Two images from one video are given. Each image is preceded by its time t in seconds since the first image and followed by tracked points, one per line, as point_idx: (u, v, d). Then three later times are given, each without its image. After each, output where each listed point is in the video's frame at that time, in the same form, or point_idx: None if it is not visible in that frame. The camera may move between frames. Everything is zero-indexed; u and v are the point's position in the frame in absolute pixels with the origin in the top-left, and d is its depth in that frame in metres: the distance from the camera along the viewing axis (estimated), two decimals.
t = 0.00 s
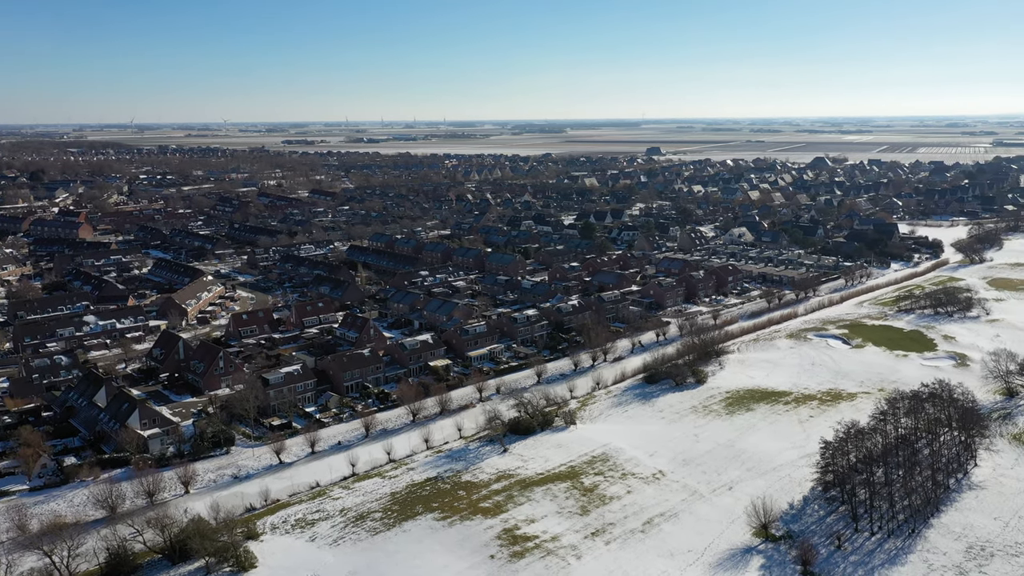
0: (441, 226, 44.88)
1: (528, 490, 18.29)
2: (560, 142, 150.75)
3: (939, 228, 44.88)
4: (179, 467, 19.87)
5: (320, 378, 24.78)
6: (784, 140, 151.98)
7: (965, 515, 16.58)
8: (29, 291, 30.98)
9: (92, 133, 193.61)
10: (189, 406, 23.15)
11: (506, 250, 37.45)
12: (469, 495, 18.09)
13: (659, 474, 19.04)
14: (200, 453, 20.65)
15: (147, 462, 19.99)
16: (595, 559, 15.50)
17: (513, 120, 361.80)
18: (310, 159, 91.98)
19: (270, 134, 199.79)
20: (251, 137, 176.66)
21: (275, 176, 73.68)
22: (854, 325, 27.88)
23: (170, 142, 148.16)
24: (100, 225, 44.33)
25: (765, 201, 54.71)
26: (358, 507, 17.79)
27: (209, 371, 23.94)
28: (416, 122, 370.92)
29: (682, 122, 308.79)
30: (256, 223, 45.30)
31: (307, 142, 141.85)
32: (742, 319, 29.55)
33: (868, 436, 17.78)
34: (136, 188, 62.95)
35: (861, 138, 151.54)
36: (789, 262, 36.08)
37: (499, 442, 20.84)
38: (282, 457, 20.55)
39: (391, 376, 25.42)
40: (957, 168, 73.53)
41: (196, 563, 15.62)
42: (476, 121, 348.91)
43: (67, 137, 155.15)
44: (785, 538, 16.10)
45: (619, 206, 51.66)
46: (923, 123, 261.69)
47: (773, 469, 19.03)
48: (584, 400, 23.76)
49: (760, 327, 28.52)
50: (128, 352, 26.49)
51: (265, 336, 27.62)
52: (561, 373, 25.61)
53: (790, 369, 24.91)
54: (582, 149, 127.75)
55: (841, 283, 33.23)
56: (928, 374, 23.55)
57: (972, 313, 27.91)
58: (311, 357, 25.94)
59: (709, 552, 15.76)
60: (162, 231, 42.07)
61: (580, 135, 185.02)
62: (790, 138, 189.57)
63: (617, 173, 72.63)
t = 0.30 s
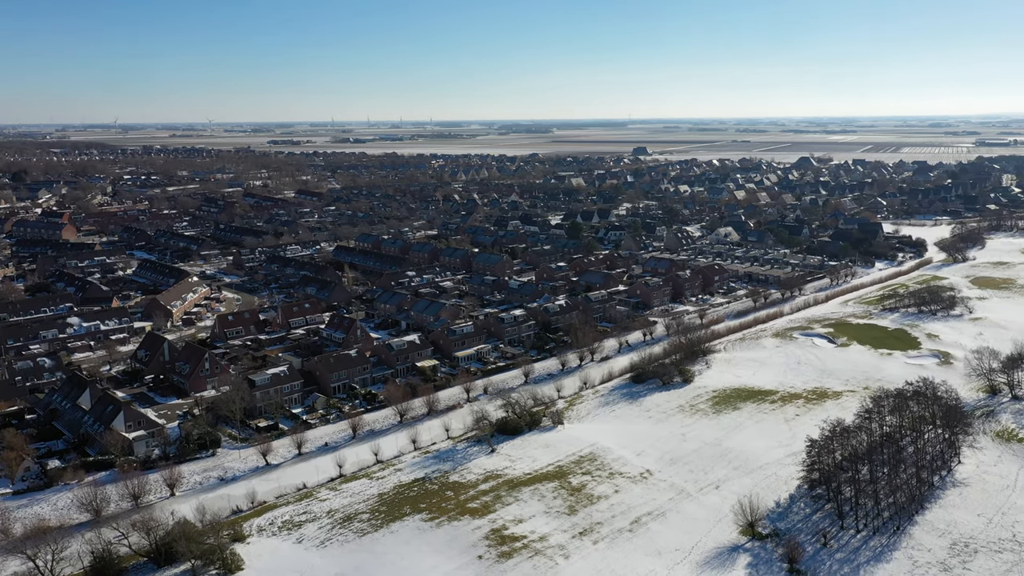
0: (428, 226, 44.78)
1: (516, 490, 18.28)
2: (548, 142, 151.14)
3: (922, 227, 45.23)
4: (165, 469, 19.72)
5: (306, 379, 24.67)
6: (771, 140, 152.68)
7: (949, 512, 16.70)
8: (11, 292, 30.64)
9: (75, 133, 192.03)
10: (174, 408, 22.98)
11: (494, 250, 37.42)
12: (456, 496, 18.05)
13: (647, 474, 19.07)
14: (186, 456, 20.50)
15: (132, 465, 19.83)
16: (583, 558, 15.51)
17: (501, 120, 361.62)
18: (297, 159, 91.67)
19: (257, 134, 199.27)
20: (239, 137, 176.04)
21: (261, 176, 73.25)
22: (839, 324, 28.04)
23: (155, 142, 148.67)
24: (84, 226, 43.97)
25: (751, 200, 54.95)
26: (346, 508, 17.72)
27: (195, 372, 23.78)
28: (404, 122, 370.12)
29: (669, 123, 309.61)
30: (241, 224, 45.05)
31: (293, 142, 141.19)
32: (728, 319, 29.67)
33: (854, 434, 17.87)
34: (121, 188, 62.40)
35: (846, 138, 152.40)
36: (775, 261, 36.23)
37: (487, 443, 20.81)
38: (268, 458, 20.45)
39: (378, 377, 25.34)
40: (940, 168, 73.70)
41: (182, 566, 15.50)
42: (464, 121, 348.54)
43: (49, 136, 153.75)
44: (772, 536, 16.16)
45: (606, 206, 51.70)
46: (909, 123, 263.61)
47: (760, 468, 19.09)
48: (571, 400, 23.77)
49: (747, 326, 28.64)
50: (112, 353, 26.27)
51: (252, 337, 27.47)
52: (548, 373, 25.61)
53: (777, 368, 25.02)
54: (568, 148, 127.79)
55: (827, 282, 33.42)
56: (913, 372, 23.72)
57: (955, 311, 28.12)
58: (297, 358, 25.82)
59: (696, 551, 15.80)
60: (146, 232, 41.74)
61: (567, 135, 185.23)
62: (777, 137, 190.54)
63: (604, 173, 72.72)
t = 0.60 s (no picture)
0: (415, 227, 44.69)
1: (504, 491, 18.26)
2: (535, 142, 151.36)
3: (906, 226, 45.57)
4: (150, 472, 19.56)
5: (293, 380, 24.56)
6: (758, 140, 153.37)
7: (933, 509, 16.82)
8: None
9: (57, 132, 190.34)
10: (160, 410, 22.81)
11: (481, 250, 37.39)
12: (444, 496, 18.01)
13: (634, 473, 19.09)
14: (171, 458, 20.35)
15: (117, 468, 19.65)
16: (571, 558, 15.51)
17: (489, 120, 361.41)
18: (283, 159, 91.31)
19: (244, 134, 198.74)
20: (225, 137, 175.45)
21: (247, 176, 72.86)
22: (824, 323, 28.20)
23: (139, 142, 147.93)
24: (68, 226, 43.58)
25: (736, 200, 55.20)
26: (333, 509, 17.64)
27: (180, 374, 23.61)
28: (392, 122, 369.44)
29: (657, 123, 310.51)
30: (227, 224, 44.79)
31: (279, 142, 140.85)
32: (714, 318, 29.79)
33: (839, 432, 17.95)
34: (104, 189, 61.85)
35: (831, 138, 153.43)
36: (761, 261, 36.39)
37: (474, 443, 20.77)
38: (255, 460, 20.33)
39: (365, 378, 25.25)
40: (924, 168, 73.99)
41: (168, 569, 15.37)
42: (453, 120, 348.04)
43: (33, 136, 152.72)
44: (758, 535, 16.21)
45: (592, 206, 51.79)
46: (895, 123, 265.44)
47: (746, 466, 19.16)
48: (558, 399, 23.78)
49: (733, 325, 28.75)
50: (96, 355, 26.04)
51: (237, 338, 27.30)
52: (536, 373, 25.61)
53: (763, 367, 25.13)
54: (555, 147, 127.97)
55: (812, 281, 33.62)
56: (897, 371, 23.89)
57: (939, 310, 28.33)
58: (284, 359, 25.69)
59: (683, 550, 15.84)
60: (131, 232, 41.42)
61: (554, 135, 185.52)
62: (763, 137, 191.55)
63: (590, 173, 72.84)
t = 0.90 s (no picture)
0: (401, 227, 44.60)
1: (491, 491, 18.24)
2: (523, 142, 151.74)
3: (890, 226, 45.91)
4: (136, 475, 19.41)
5: (279, 382, 24.44)
6: (745, 140, 154.17)
7: (918, 507, 16.94)
8: None
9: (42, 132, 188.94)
10: (145, 412, 22.64)
11: (468, 251, 37.35)
12: (432, 497, 17.97)
13: (622, 473, 19.11)
14: (157, 460, 20.20)
15: (102, 471, 19.49)
16: (558, 558, 15.51)
17: (478, 119, 361.37)
18: (269, 159, 91.00)
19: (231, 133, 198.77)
20: (211, 137, 175.21)
21: (233, 176, 72.48)
22: (810, 322, 28.35)
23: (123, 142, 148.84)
24: (51, 228, 43.17)
25: (722, 200, 55.44)
26: (320, 511, 17.57)
27: (166, 375, 23.44)
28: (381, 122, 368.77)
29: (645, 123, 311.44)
30: (212, 225, 44.55)
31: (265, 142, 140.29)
32: (701, 317, 29.89)
33: (825, 431, 18.05)
34: (88, 189, 61.35)
35: (816, 138, 154.46)
36: (747, 260, 36.55)
37: (461, 444, 20.73)
38: (241, 462, 20.22)
39: (352, 379, 25.16)
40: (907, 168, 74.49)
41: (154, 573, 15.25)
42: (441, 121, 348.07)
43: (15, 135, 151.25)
44: (745, 533, 16.27)
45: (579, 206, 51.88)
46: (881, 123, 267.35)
47: (733, 465, 19.23)
48: (546, 400, 23.78)
49: (719, 325, 28.85)
50: (80, 358, 25.81)
51: (223, 340, 27.14)
52: (523, 373, 25.62)
53: (749, 366, 25.22)
54: (541, 147, 128.14)
55: (798, 281, 33.79)
56: (882, 369, 24.05)
57: (923, 309, 28.54)
58: (270, 360, 25.57)
59: (671, 549, 15.87)
60: (115, 233, 41.11)
61: (541, 134, 185.86)
62: (750, 137, 192.61)
63: (577, 173, 72.98)
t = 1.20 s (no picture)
0: (388, 228, 44.50)
1: (479, 492, 18.22)
2: (510, 142, 152.31)
3: (875, 225, 46.23)
4: (121, 478, 19.25)
5: (266, 384, 24.30)
6: (731, 139, 155.08)
7: (903, 504, 17.05)
8: None
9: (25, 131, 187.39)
10: (130, 415, 22.45)
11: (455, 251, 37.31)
12: (420, 498, 17.91)
13: (609, 472, 19.13)
14: (142, 463, 20.04)
15: (86, 474, 19.31)
16: (546, 558, 15.51)
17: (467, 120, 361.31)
18: (255, 160, 90.72)
19: (218, 134, 198.67)
20: (197, 136, 174.91)
21: (218, 177, 72.10)
22: (796, 321, 28.49)
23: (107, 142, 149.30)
24: (34, 229, 42.76)
25: (709, 200, 55.68)
26: (307, 513, 17.48)
27: (151, 377, 23.26)
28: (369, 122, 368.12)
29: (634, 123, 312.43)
30: (198, 226, 44.29)
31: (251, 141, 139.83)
32: (688, 317, 29.99)
33: (811, 429, 18.14)
34: (72, 190, 60.84)
35: (802, 138, 155.65)
36: (733, 260, 36.70)
37: (449, 445, 20.68)
38: (227, 464, 20.09)
39: (339, 380, 25.06)
40: (891, 168, 74.43)
41: None
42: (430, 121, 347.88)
43: None
44: (732, 532, 16.32)
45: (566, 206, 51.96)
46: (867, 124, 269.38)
47: (720, 464, 19.29)
48: (534, 400, 23.78)
49: (706, 325, 28.95)
50: (64, 360, 25.56)
51: (209, 341, 26.97)
52: (511, 373, 25.62)
53: (735, 366, 25.32)
54: (528, 147, 128.44)
55: (784, 280, 33.96)
56: (868, 367, 24.21)
57: (907, 307, 28.77)
58: (256, 362, 25.43)
59: (658, 548, 15.89)
60: (99, 235, 40.79)
61: (528, 134, 186.23)
62: (737, 137, 193.88)
63: (565, 173, 73.10)
